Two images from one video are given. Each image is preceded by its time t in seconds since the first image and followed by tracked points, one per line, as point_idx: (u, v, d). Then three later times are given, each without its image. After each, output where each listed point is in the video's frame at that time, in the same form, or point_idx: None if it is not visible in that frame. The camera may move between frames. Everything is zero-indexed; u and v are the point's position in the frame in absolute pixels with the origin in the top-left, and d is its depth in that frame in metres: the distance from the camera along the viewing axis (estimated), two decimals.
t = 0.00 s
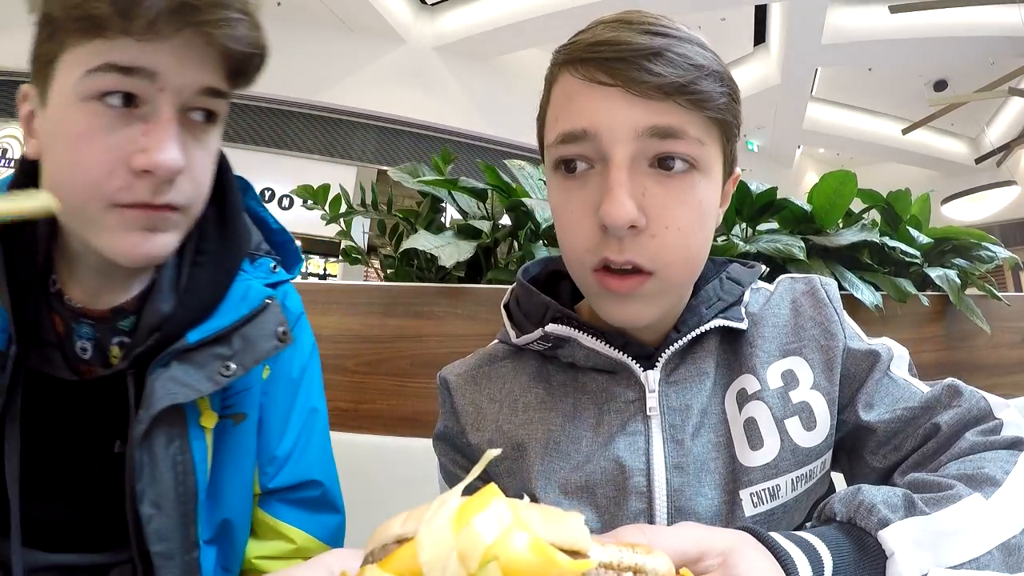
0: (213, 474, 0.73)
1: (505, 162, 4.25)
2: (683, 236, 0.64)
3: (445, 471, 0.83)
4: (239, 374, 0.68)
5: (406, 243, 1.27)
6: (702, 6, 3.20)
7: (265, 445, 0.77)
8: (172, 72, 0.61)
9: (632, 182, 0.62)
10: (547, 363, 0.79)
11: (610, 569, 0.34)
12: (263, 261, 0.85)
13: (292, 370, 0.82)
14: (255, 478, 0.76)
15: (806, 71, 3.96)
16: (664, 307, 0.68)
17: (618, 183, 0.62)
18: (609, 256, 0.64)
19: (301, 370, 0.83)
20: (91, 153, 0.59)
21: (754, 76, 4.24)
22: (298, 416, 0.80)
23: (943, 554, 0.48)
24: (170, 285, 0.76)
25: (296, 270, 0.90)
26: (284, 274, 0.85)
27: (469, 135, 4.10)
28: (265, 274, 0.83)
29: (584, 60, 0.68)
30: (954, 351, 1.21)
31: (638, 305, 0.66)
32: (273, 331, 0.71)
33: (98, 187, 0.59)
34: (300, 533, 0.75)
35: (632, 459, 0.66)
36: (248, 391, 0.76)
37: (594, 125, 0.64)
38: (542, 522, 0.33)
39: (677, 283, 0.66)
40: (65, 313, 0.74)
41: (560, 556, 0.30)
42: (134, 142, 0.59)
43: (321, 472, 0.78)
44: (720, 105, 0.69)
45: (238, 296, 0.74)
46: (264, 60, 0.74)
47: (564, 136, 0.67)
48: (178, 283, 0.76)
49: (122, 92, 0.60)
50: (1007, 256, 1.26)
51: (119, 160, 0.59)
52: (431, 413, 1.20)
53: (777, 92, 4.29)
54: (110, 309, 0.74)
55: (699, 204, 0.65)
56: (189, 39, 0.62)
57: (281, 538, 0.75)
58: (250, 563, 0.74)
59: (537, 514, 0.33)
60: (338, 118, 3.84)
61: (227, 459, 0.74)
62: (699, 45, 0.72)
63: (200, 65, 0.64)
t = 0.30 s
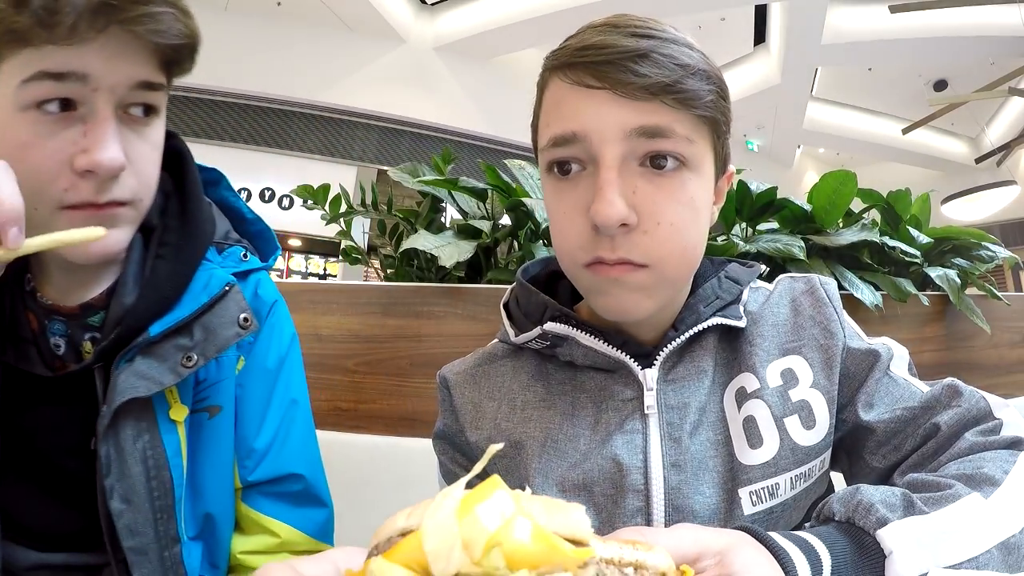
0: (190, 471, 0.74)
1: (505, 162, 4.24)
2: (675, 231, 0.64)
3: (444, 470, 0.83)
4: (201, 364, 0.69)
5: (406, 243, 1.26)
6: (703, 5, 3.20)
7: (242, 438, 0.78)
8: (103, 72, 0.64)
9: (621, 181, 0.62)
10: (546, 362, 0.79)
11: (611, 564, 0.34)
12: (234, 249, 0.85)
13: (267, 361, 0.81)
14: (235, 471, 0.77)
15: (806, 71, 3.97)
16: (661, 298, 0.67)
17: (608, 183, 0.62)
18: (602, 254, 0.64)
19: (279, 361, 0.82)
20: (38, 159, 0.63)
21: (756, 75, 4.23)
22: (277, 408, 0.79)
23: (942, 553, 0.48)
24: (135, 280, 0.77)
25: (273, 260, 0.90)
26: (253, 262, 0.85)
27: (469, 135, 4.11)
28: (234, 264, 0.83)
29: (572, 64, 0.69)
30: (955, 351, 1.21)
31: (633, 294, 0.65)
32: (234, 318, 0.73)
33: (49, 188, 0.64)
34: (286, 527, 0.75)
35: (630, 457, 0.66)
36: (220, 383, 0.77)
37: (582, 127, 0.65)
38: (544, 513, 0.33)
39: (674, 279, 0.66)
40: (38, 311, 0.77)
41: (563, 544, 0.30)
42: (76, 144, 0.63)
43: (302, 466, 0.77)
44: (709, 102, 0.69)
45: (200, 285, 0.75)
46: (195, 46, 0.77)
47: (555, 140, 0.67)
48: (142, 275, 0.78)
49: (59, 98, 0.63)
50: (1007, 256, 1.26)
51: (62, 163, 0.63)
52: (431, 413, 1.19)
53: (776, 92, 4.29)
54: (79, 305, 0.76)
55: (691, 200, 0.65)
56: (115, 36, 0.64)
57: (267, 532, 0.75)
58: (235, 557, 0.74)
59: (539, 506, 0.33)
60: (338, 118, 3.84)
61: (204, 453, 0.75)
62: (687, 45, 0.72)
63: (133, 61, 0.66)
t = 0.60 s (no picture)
0: (189, 470, 0.75)
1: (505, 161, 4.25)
2: (671, 230, 0.64)
3: (444, 470, 0.83)
4: (197, 362, 0.69)
5: (407, 243, 1.27)
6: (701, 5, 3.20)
7: (240, 436, 0.78)
8: (92, 72, 0.64)
9: (616, 181, 0.62)
10: (545, 363, 0.79)
11: (612, 572, 0.34)
12: (229, 247, 0.85)
13: (264, 360, 0.81)
14: (234, 470, 0.77)
15: (806, 71, 3.97)
16: (660, 302, 0.67)
17: (603, 183, 0.62)
18: (599, 253, 0.63)
19: (276, 359, 0.82)
20: (31, 163, 0.63)
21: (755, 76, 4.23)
22: (276, 407, 0.79)
23: (943, 554, 0.48)
24: (131, 279, 0.78)
25: (269, 258, 0.91)
26: (251, 261, 0.86)
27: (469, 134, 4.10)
28: (232, 262, 0.83)
29: (566, 66, 0.69)
30: (956, 351, 1.21)
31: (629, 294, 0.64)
32: (230, 317, 0.73)
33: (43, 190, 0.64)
34: (284, 526, 0.74)
35: (628, 458, 0.66)
36: (218, 382, 0.77)
37: (577, 128, 0.65)
38: (543, 525, 0.33)
39: (671, 279, 0.66)
40: (35, 311, 0.77)
41: (561, 558, 0.30)
42: (67, 146, 0.63)
43: (300, 464, 0.77)
44: (704, 101, 0.69)
45: (196, 284, 0.75)
46: (183, 43, 0.78)
47: (551, 140, 0.68)
48: (138, 275, 0.77)
49: (49, 101, 0.63)
50: (1007, 256, 1.26)
51: (55, 165, 0.63)
52: (431, 413, 1.19)
53: (776, 92, 4.29)
54: (75, 304, 0.76)
55: (686, 199, 0.65)
56: (101, 37, 0.64)
57: (265, 532, 0.75)
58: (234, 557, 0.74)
59: (538, 517, 0.34)
60: (338, 118, 3.84)
61: (204, 451, 0.75)
62: (681, 45, 0.72)
63: (121, 61, 0.66)
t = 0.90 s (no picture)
0: (194, 473, 0.74)
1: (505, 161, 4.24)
2: (671, 235, 0.64)
3: (444, 471, 0.82)
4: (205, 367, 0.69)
5: (406, 243, 1.26)
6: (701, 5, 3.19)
7: (245, 439, 0.77)
8: (102, 74, 0.63)
9: (617, 184, 0.62)
10: (545, 363, 0.79)
11: (611, 573, 0.34)
12: (237, 249, 0.85)
13: (269, 362, 0.81)
14: (237, 473, 0.77)
15: (806, 71, 3.97)
16: (656, 306, 0.67)
17: (604, 185, 0.62)
18: (597, 256, 0.63)
19: (282, 362, 0.82)
20: (36, 163, 0.63)
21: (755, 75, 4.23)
22: (282, 411, 0.79)
23: (942, 554, 0.48)
24: (137, 280, 0.78)
25: (277, 260, 0.90)
26: (258, 263, 0.85)
27: (469, 134, 4.10)
28: (238, 264, 0.83)
29: (566, 67, 0.69)
30: (956, 351, 1.20)
31: (627, 304, 0.65)
32: (239, 321, 0.72)
33: (49, 194, 0.64)
34: (288, 529, 0.74)
35: (627, 458, 0.66)
36: (223, 385, 0.77)
37: (579, 130, 0.65)
38: (543, 528, 0.33)
39: (668, 284, 0.66)
40: (38, 312, 0.77)
41: (560, 562, 0.30)
42: (74, 148, 0.63)
43: (304, 468, 0.77)
44: (704, 102, 0.69)
45: (204, 287, 0.75)
46: (195, 48, 0.77)
47: (552, 141, 0.67)
48: (142, 278, 0.78)
49: (58, 102, 0.63)
50: (1008, 256, 1.26)
51: (61, 166, 0.63)
52: (431, 413, 1.19)
53: (776, 92, 4.29)
54: (80, 306, 0.76)
55: (686, 201, 0.65)
56: (112, 38, 0.64)
57: (269, 534, 0.75)
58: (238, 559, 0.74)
59: (536, 519, 0.34)
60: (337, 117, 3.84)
61: (209, 456, 0.74)
62: (682, 46, 0.72)
63: (133, 63, 0.66)
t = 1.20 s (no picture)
0: (190, 475, 0.74)
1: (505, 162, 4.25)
2: (681, 216, 0.64)
3: (444, 471, 0.82)
4: (201, 367, 0.69)
5: (406, 243, 1.26)
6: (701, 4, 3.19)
7: (244, 441, 0.77)
8: (119, 77, 0.64)
9: (623, 170, 0.63)
10: (545, 363, 0.79)
11: (610, 570, 0.34)
12: (236, 249, 0.85)
13: (270, 363, 0.81)
14: (237, 475, 0.77)
15: (806, 71, 3.97)
16: (670, 294, 0.66)
17: (611, 173, 0.62)
18: (611, 244, 0.63)
19: (282, 364, 0.82)
20: (44, 158, 0.63)
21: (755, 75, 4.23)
22: (283, 413, 0.79)
23: (942, 554, 0.48)
24: (135, 280, 0.78)
25: (277, 260, 0.90)
26: (258, 263, 0.85)
27: (468, 134, 4.08)
28: (238, 264, 0.83)
29: (560, 67, 0.69)
30: (956, 351, 1.21)
31: (643, 291, 0.65)
32: (237, 322, 0.73)
33: (54, 192, 0.64)
34: (289, 530, 0.75)
35: (629, 458, 0.66)
36: (222, 387, 0.77)
37: (579, 124, 0.65)
38: (542, 527, 0.33)
39: (682, 267, 0.66)
40: (36, 309, 0.75)
41: (560, 561, 0.30)
42: (84, 148, 0.63)
43: (305, 470, 0.77)
44: (699, 90, 0.69)
45: (202, 287, 0.75)
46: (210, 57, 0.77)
47: (552, 140, 0.67)
48: (141, 278, 0.78)
49: (72, 99, 0.63)
50: (1007, 256, 1.26)
51: (65, 165, 0.63)
52: (431, 413, 1.19)
53: (776, 92, 4.29)
54: (78, 305, 0.75)
55: (691, 184, 0.65)
56: (133, 42, 0.65)
57: (270, 536, 0.75)
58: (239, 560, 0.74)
59: (536, 519, 0.34)
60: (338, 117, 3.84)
61: (205, 459, 0.74)
62: (671, 38, 0.72)
63: (149, 68, 0.67)
